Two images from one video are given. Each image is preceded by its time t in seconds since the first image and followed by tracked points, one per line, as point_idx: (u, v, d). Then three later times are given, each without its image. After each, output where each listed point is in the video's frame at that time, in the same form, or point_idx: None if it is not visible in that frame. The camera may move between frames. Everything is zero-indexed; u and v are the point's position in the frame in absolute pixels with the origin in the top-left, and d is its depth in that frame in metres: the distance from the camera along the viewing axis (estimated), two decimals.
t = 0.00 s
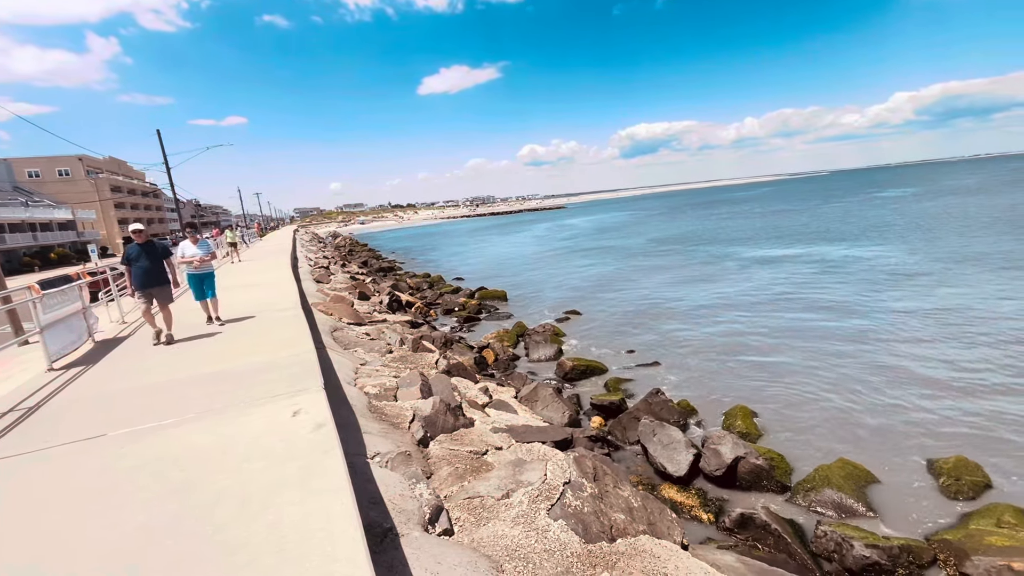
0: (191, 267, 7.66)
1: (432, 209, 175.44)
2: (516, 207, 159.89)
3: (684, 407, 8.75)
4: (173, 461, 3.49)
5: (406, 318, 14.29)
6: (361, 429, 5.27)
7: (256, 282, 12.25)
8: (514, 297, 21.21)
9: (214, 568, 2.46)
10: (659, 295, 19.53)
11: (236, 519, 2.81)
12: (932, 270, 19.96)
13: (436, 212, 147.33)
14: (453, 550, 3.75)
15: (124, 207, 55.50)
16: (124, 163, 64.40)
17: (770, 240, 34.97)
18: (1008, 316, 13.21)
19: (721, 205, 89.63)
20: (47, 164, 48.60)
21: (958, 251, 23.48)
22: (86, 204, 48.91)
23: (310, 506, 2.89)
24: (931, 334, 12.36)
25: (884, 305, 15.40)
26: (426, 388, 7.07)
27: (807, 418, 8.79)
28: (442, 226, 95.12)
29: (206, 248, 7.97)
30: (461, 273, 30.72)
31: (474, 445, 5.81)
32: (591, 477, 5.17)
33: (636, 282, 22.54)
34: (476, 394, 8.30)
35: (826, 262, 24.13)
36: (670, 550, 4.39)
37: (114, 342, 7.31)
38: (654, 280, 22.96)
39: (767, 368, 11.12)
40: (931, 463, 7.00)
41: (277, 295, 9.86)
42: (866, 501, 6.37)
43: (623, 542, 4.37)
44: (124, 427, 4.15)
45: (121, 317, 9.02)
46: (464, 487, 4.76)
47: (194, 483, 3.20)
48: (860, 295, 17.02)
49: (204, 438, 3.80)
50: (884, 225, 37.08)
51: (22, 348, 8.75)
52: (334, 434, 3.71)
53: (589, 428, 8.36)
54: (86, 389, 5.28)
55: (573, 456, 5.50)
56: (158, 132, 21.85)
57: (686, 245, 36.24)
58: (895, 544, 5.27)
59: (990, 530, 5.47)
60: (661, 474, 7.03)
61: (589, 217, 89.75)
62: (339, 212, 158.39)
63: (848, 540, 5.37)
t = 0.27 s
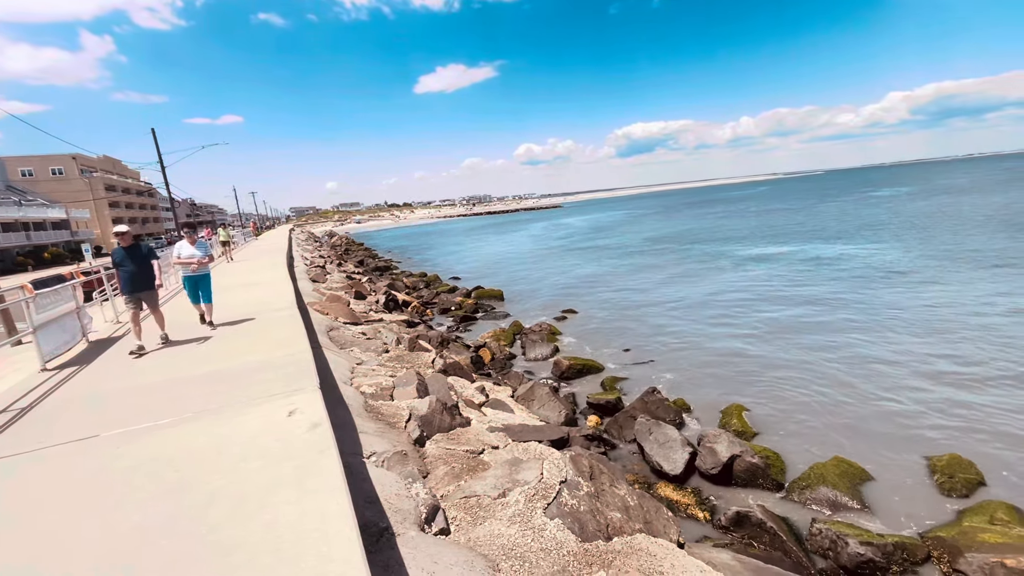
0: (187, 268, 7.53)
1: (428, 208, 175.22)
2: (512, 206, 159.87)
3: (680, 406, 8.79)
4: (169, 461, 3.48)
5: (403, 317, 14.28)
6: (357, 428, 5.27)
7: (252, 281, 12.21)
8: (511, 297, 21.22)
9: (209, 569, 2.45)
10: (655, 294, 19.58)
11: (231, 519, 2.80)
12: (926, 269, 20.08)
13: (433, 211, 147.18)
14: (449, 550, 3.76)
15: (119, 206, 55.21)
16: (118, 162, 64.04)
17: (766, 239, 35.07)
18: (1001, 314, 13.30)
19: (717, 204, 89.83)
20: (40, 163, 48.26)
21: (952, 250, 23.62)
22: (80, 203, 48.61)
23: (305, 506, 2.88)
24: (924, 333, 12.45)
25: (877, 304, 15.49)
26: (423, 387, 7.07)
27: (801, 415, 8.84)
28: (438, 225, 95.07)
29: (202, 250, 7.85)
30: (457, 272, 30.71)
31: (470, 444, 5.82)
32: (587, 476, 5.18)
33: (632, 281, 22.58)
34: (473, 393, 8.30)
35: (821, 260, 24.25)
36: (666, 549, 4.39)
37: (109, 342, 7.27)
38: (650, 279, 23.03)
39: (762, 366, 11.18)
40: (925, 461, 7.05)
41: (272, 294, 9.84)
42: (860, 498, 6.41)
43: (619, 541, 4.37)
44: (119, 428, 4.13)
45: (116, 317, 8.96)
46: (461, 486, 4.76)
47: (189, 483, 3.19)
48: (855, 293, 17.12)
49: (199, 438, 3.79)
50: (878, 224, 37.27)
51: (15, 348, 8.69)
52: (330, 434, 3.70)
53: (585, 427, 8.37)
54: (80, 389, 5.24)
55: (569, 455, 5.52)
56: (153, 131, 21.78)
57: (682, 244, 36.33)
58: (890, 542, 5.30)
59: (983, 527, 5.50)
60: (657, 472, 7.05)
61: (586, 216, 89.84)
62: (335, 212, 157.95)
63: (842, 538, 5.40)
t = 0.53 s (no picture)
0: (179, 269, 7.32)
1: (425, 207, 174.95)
2: (509, 205, 159.77)
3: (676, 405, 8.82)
4: (164, 461, 3.47)
5: (399, 317, 14.27)
6: (353, 427, 5.26)
7: (247, 281, 12.17)
8: (507, 296, 21.23)
9: (204, 570, 2.44)
10: (652, 293, 19.62)
11: (227, 520, 2.79)
12: (920, 268, 20.20)
13: (430, 210, 146.95)
14: (446, 549, 3.75)
15: (113, 205, 54.86)
16: (112, 161, 63.64)
17: (761, 238, 35.19)
18: (993, 313, 13.41)
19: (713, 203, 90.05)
20: (33, 162, 47.89)
21: (945, 249, 23.76)
22: (74, 202, 48.28)
23: (302, 506, 2.88)
24: (917, 331, 12.52)
25: (872, 303, 15.58)
26: (419, 387, 7.06)
27: (796, 414, 8.89)
28: (435, 224, 94.94)
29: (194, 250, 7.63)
30: (453, 272, 30.69)
31: (467, 443, 5.82)
32: (583, 475, 5.19)
33: (628, 280, 22.62)
34: (469, 392, 8.30)
35: (816, 260, 24.36)
36: (662, 547, 4.40)
37: (103, 342, 7.24)
38: (646, 278, 23.08)
39: (757, 365, 11.23)
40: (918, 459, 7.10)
41: (268, 294, 9.80)
42: (855, 496, 6.45)
43: (615, 539, 4.37)
44: (112, 428, 4.10)
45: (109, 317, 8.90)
46: (457, 486, 4.76)
47: (184, 484, 3.17)
48: (849, 292, 17.22)
49: (194, 438, 3.76)
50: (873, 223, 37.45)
51: (8, 348, 8.64)
52: (326, 434, 3.69)
53: (581, 426, 8.39)
54: (74, 389, 5.21)
55: (566, 454, 5.53)
56: (147, 129, 21.68)
57: (678, 243, 36.42)
58: (883, 539, 5.35)
59: (976, 524, 5.54)
60: (653, 471, 7.07)
61: (582, 215, 89.92)
62: (331, 211, 157.48)
63: (837, 535, 5.43)
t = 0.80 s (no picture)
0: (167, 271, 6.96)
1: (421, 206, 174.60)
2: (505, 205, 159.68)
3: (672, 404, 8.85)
4: (158, 460, 3.46)
5: (395, 316, 14.24)
6: (349, 427, 5.25)
7: (242, 280, 12.11)
8: (503, 295, 21.23)
9: (198, 571, 2.43)
10: (648, 292, 19.66)
11: (221, 520, 2.78)
12: (914, 268, 20.31)
13: (426, 210, 146.83)
14: (442, 549, 3.75)
15: (106, 203, 54.43)
16: (106, 159, 63.12)
17: (756, 238, 35.32)
18: (986, 313, 13.51)
19: (709, 203, 90.31)
20: (25, 160, 47.44)
21: (939, 249, 23.91)
22: (66, 200, 47.86)
23: (296, 506, 2.87)
24: (911, 331, 12.60)
25: (866, 302, 15.66)
26: (415, 386, 7.05)
27: (791, 413, 8.94)
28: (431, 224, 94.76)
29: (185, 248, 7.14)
30: (450, 271, 30.66)
31: (463, 442, 5.82)
32: (579, 474, 5.20)
33: (624, 280, 22.66)
34: (465, 391, 8.30)
35: (811, 259, 24.46)
36: (658, 546, 4.41)
37: (96, 342, 7.19)
38: (642, 277, 23.12)
39: (752, 364, 11.28)
40: (912, 457, 7.15)
41: (263, 293, 9.77)
42: (849, 494, 6.49)
43: (611, 538, 4.38)
44: (105, 428, 4.08)
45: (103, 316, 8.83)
46: (453, 485, 4.76)
47: (178, 484, 3.15)
48: (844, 291, 17.30)
49: (188, 438, 3.74)
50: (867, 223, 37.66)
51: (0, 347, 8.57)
52: (322, 434, 3.68)
53: (578, 425, 8.41)
54: (67, 389, 5.17)
55: (562, 453, 5.53)
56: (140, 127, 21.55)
57: (674, 243, 36.52)
58: (877, 537, 5.38)
59: (968, 522, 5.58)
60: (649, 470, 7.10)
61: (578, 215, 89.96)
62: (327, 210, 156.92)
63: (831, 534, 5.47)
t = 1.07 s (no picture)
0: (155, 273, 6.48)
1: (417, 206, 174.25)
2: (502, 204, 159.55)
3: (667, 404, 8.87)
4: (152, 460, 3.44)
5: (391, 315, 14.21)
6: (344, 426, 5.24)
7: (237, 279, 12.04)
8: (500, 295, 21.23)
9: (191, 571, 2.42)
10: (643, 292, 19.73)
11: (215, 521, 2.76)
12: (907, 268, 20.47)
13: (422, 209, 146.61)
14: (438, 548, 3.75)
15: (100, 202, 53.98)
16: (99, 157, 62.60)
17: (751, 238, 35.48)
18: (979, 313, 13.63)
19: (705, 203, 90.62)
20: (17, 158, 46.96)
21: (931, 250, 24.10)
22: (59, 199, 47.44)
23: (291, 506, 2.86)
24: (904, 330, 12.70)
25: (860, 302, 15.76)
26: (410, 385, 7.04)
27: (785, 411, 8.99)
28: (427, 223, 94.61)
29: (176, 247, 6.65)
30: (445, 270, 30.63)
31: (459, 442, 5.82)
32: (575, 474, 5.21)
33: (620, 279, 22.69)
34: (461, 391, 8.29)
35: (806, 259, 24.60)
36: (653, 544, 4.43)
37: (89, 341, 7.13)
38: (638, 277, 23.18)
39: (747, 363, 11.34)
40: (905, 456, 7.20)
41: (258, 292, 9.72)
42: (843, 493, 6.53)
43: (607, 537, 4.39)
44: (98, 428, 4.05)
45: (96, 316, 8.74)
46: (449, 485, 4.76)
47: (172, 484, 3.14)
48: (838, 291, 17.41)
49: (182, 438, 3.72)
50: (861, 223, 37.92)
51: None
52: (317, 434, 3.67)
53: (573, 424, 8.42)
54: (59, 389, 5.13)
55: (557, 453, 5.54)
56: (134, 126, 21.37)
57: (669, 242, 36.65)
58: (871, 535, 5.42)
59: (961, 520, 5.62)
60: (644, 469, 7.12)
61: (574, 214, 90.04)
62: (323, 209, 156.33)
63: (825, 532, 5.50)
